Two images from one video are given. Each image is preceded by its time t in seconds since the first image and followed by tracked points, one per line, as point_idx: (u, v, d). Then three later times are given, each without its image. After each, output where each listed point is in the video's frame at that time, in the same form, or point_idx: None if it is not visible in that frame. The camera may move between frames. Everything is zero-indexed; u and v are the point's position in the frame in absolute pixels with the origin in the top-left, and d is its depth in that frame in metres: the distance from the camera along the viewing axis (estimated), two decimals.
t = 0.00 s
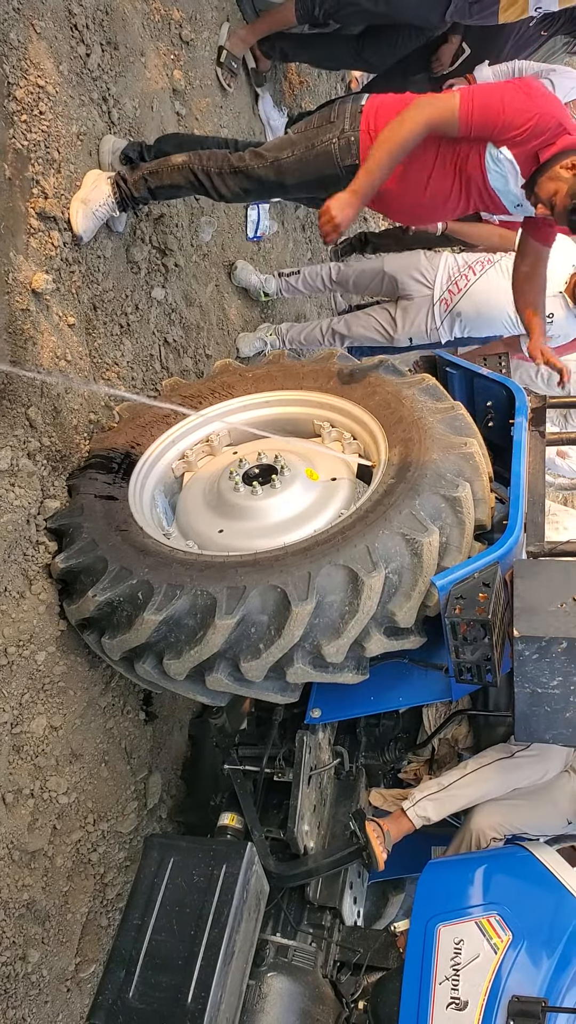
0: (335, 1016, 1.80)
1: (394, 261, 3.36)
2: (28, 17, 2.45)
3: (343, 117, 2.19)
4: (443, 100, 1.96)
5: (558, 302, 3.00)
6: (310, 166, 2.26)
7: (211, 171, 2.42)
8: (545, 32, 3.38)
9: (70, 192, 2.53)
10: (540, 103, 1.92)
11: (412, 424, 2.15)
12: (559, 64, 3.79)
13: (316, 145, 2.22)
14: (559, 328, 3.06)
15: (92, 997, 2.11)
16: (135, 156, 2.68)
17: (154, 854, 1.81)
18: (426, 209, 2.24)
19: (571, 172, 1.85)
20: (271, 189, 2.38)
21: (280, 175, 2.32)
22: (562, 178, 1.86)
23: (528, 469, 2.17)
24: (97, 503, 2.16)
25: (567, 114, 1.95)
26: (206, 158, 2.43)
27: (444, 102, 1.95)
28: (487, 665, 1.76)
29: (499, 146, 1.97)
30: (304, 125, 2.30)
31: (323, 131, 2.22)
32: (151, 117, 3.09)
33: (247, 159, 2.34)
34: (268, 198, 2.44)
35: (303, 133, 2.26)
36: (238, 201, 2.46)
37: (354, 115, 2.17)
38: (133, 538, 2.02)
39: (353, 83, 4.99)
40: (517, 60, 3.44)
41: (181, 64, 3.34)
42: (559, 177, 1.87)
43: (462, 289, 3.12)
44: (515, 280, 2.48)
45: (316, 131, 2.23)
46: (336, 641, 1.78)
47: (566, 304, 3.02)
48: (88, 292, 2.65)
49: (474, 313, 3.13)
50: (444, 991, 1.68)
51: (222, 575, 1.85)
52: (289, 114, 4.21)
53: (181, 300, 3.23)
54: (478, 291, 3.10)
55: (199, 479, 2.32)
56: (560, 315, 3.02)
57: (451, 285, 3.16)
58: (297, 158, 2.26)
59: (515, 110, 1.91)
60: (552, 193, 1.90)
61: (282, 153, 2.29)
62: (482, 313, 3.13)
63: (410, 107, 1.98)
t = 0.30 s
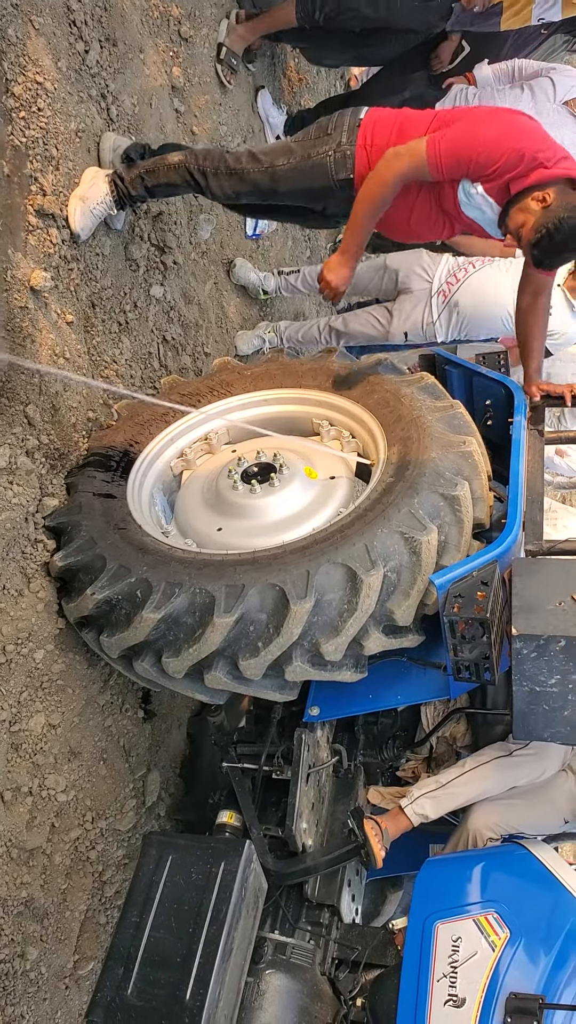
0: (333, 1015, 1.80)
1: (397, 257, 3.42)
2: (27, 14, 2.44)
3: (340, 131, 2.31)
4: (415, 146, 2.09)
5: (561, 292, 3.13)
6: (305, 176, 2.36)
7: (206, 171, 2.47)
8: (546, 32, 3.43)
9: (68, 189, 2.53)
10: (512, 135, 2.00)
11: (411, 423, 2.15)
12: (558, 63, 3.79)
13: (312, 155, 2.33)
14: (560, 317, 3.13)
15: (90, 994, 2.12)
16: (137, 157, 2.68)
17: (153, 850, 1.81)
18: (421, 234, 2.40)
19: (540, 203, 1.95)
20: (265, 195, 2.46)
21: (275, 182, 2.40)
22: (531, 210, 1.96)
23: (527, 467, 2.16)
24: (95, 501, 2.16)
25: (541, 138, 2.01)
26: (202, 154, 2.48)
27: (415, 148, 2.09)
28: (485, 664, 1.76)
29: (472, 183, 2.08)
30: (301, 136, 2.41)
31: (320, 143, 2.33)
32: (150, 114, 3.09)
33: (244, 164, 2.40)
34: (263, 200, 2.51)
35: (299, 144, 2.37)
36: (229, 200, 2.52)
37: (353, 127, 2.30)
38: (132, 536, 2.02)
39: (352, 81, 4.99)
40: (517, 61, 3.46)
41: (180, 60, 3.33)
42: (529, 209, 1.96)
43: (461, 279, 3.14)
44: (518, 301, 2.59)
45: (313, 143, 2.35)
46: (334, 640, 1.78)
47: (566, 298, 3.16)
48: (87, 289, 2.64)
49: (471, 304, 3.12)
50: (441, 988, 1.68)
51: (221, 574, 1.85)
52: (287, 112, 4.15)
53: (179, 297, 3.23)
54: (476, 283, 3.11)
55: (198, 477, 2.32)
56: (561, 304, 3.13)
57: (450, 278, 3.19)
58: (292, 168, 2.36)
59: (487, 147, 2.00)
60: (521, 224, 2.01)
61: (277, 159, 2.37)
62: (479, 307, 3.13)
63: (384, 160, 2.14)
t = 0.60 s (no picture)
0: (328, 1016, 1.79)
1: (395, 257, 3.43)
2: (23, 12, 2.43)
3: (332, 140, 2.32)
4: (407, 161, 2.12)
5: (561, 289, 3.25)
6: (294, 183, 2.36)
7: (200, 166, 2.44)
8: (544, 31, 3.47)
9: (65, 188, 2.52)
10: (506, 164, 2.05)
11: (407, 423, 2.15)
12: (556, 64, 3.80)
13: (302, 163, 2.34)
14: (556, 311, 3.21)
15: (85, 994, 2.11)
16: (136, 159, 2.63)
17: (149, 850, 1.81)
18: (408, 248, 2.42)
19: (532, 238, 2.03)
20: (254, 197, 2.45)
21: (265, 183, 2.39)
22: (523, 242, 2.04)
23: (523, 467, 2.16)
24: (92, 500, 2.15)
25: (535, 168, 2.06)
26: (196, 152, 2.44)
27: (407, 163, 2.12)
28: (481, 665, 1.76)
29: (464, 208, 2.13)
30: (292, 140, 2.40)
31: (311, 150, 2.34)
32: (147, 113, 3.09)
33: (236, 162, 2.38)
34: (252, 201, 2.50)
35: (290, 148, 2.36)
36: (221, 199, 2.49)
37: (343, 136, 2.31)
38: (128, 536, 2.01)
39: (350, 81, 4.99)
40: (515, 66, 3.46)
41: (177, 60, 3.33)
42: (521, 241, 2.04)
43: (458, 270, 3.15)
44: (504, 307, 2.58)
45: (303, 149, 2.35)
46: (331, 639, 1.78)
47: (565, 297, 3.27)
48: (84, 289, 2.64)
49: (467, 293, 3.11)
50: (437, 988, 1.68)
51: (217, 573, 1.85)
52: (285, 110, 4.13)
53: (176, 297, 3.23)
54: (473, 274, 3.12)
55: (195, 475, 2.32)
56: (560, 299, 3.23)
57: (447, 270, 3.21)
58: (283, 173, 2.35)
59: (481, 174, 2.04)
60: (512, 254, 2.08)
61: (269, 162, 2.36)
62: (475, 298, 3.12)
63: (374, 169, 2.16)
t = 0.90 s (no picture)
0: (327, 1016, 1.79)
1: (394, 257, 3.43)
2: (23, 12, 2.43)
3: (329, 146, 2.32)
4: (403, 171, 2.12)
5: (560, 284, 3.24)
6: (292, 191, 2.36)
7: (199, 166, 2.44)
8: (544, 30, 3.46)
9: (64, 187, 2.52)
10: (502, 167, 2.05)
11: (406, 423, 2.15)
12: (556, 64, 3.80)
13: (300, 170, 2.33)
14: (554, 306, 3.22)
15: (84, 994, 2.11)
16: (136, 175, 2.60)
17: (148, 849, 1.81)
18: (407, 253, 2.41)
19: (530, 240, 2.05)
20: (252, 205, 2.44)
21: (264, 187, 2.39)
22: (522, 244, 2.06)
23: (522, 467, 2.16)
24: (90, 499, 2.15)
25: (531, 170, 2.07)
26: (194, 154, 2.43)
27: (403, 172, 2.12)
28: (480, 664, 1.76)
29: (460, 214, 2.14)
30: (290, 145, 2.40)
31: (309, 157, 2.33)
32: (147, 113, 3.09)
33: (235, 167, 2.38)
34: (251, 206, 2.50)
35: (288, 155, 2.36)
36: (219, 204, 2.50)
37: (342, 142, 2.32)
38: (127, 536, 2.01)
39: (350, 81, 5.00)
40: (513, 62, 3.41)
41: (177, 60, 3.33)
42: (519, 243, 2.06)
43: (457, 266, 3.21)
44: (500, 304, 2.54)
45: (301, 155, 2.35)
46: (329, 638, 1.78)
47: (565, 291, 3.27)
48: (83, 288, 2.64)
49: (465, 288, 3.17)
50: (436, 988, 1.68)
51: (216, 573, 1.85)
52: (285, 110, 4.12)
53: (175, 296, 3.23)
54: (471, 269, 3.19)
55: (194, 474, 2.32)
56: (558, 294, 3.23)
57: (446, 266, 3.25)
58: (281, 180, 2.35)
59: (478, 179, 2.05)
60: (510, 256, 2.10)
61: (268, 168, 2.36)
62: (472, 294, 3.18)
63: (370, 181, 2.15)
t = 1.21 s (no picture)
0: (325, 1016, 1.79)
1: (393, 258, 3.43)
2: (23, 12, 2.43)
3: (329, 152, 2.33)
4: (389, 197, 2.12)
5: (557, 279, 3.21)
6: (292, 198, 2.37)
7: (198, 166, 2.44)
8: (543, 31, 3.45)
9: (64, 187, 2.52)
10: (488, 186, 2.06)
11: (406, 423, 2.15)
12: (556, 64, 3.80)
13: (300, 175, 2.34)
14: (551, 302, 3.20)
15: (83, 994, 2.11)
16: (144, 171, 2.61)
17: (147, 849, 1.81)
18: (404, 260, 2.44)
19: (518, 252, 2.07)
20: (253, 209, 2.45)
21: (264, 193, 2.39)
22: (510, 257, 2.08)
23: (521, 468, 2.16)
24: (90, 499, 2.15)
25: (517, 186, 2.07)
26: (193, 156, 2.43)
27: (391, 196, 2.12)
28: (479, 664, 1.76)
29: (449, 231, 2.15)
30: (289, 150, 2.40)
31: (308, 163, 2.34)
32: (146, 113, 3.09)
33: (234, 172, 2.39)
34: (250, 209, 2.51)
35: (288, 160, 2.37)
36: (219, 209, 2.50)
37: (341, 147, 2.32)
38: (127, 536, 2.01)
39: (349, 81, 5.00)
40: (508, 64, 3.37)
41: (176, 60, 3.33)
42: (508, 256, 2.08)
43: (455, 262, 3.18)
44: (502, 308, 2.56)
45: (301, 160, 2.35)
46: (328, 638, 1.78)
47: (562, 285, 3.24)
48: (82, 288, 2.64)
49: (464, 286, 3.17)
50: (434, 988, 1.68)
51: (216, 573, 1.85)
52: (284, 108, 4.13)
53: (175, 296, 3.23)
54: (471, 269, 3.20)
55: (194, 474, 2.32)
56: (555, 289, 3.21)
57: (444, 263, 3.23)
58: (281, 186, 2.36)
59: (463, 199, 2.05)
60: (499, 268, 2.12)
61: (267, 173, 2.37)
62: (471, 293, 3.19)
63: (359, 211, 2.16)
